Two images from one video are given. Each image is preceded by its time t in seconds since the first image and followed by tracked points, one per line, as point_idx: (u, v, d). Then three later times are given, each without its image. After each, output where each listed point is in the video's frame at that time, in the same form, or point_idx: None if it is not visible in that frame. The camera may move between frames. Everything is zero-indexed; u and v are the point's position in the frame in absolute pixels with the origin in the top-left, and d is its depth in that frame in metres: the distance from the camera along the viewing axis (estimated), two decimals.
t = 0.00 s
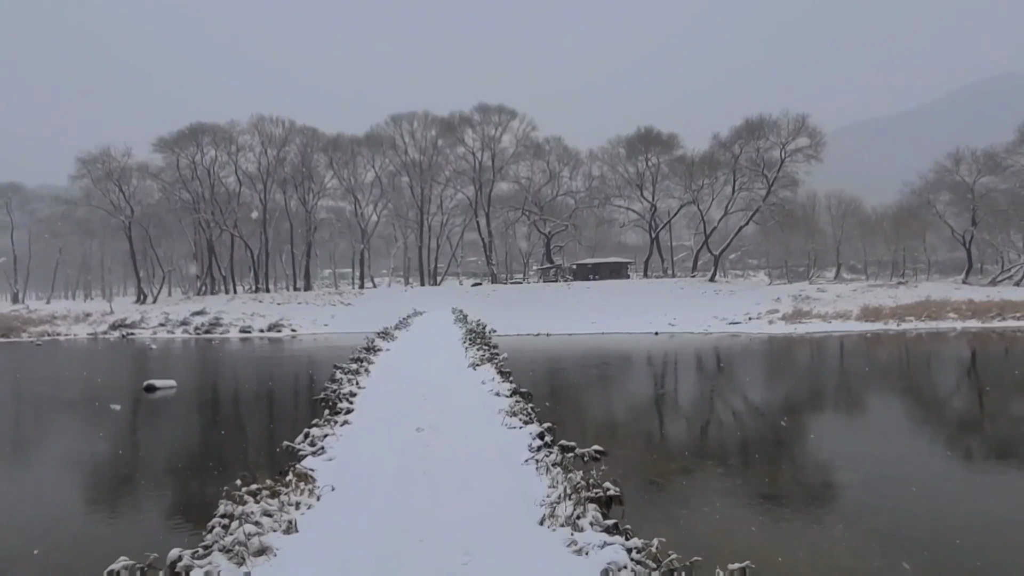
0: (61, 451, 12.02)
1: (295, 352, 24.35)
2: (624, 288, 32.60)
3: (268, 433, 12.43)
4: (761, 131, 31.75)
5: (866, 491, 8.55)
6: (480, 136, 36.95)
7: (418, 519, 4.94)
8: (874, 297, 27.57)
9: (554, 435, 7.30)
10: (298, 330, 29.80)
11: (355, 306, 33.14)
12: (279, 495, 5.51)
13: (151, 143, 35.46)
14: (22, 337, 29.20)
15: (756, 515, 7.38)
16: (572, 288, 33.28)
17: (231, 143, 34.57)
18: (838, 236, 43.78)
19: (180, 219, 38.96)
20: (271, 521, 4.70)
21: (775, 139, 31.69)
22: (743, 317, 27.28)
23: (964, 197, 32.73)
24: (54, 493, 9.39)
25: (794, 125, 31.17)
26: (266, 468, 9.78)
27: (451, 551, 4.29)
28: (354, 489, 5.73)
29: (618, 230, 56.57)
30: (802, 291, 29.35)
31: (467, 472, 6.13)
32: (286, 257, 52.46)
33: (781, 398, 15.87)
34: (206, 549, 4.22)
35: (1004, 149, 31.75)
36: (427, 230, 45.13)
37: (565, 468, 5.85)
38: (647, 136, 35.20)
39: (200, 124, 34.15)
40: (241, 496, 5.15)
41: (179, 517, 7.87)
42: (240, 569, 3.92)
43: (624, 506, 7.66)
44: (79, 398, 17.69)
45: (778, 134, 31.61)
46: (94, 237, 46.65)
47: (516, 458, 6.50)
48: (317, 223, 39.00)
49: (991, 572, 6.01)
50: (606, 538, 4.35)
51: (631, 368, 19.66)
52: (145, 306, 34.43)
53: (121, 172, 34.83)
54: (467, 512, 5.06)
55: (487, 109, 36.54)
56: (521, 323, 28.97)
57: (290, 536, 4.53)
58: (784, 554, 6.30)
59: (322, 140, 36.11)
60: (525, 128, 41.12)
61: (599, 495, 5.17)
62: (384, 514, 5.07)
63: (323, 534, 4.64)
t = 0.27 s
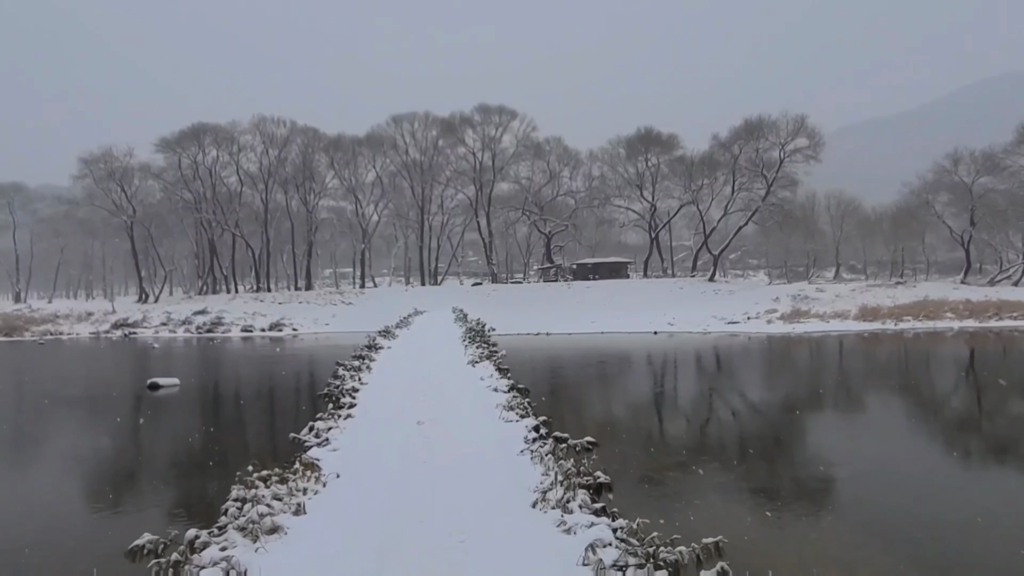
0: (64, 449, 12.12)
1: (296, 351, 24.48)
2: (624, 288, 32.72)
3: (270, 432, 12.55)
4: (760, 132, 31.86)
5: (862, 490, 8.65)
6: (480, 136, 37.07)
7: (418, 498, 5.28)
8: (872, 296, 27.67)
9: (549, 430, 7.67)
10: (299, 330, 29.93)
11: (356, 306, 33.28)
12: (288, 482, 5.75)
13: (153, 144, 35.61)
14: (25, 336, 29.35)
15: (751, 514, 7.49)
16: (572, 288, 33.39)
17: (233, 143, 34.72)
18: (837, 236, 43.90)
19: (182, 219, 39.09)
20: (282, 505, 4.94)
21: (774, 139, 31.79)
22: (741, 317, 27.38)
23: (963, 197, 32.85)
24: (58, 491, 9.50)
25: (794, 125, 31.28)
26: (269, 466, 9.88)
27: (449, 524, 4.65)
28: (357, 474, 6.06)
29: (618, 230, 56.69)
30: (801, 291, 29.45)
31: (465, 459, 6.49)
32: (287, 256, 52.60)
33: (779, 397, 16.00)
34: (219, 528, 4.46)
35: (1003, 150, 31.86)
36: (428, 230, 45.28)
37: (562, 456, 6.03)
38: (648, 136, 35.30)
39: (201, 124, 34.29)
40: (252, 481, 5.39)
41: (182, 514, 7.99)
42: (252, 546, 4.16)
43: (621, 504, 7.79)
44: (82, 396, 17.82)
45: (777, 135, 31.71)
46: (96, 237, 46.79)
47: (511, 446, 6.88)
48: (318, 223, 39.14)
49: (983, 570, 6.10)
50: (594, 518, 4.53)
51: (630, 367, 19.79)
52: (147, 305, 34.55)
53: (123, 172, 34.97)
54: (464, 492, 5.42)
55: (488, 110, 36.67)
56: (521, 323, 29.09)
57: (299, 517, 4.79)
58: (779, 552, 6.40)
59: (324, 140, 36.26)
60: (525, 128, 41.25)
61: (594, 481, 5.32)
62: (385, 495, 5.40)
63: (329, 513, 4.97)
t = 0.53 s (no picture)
0: (68, 448, 12.27)
1: (297, 351, 24.64)
2: (623, 288, 32.87)
3: (272, 431, 12.73)
4: (759, 133, 32.01)
5: (856, 489, 8.80)
6: (480, 137, 37.23)
7: (419, 484, 5.70)
8: (870, 297, 27.82)
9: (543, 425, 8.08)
10: (301, 330, 30.10)
11: (357, 306, 33.44)
12: (295, 471, 6.15)
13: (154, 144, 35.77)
14: (28, 335, 29.51)
15: (745, 512, 7.64)
16: (572, 288, 33.55)
17: (234, 144, 34.89)
18: (836, 236, 44.06)
19: (183, 219, 39.24)
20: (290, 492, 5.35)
21: (773, 140, 31.93)
22: (740, 317, 27.53)
23: (961, 198, 33.01)
24: (63, 489, 9.64)
25: (793, 126, 31.44)
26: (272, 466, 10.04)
27: (449, 507, 5.07)
28: (360, 463, 6.46)
29: (618, 230, 56.85)
30: (800, 292, 29.60)
31: (463, 449, 6.92)
32: (288, 256, 52.74)
33: (777, 397, 16.15)
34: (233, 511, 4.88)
35: (1001, 151, 32.02)
36: (429, 231, 45.43)
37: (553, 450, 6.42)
38: (647, 137, 35.45)
39: (203, 125, 34.45)
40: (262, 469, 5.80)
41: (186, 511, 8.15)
42: (264, 527, 4.57)
43: (618, 502, 7.95)
44: (86, 395, 17.99)
45: (776, 136, 31.85)
46: (97, 237, 46.94)
47: (506, 438, 7.32)
48: (319, 223, 39.29)
49: (970, 566, 6.26)
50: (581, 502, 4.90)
51: (629, 367, 19.93)
52: (148, 305, 34.69)
53: (125, 173, 35.13)
54: (462, 478, 5.86)
55: (488, 111, 36.85)
56: (521, 323, 29.23)
57: (306, 503, 5.19)
58: (771, 549, 6.55)
59: (325, 141, 36.42)
60: (525, 129, 41.40)
61: (584, 471, 5.69)
62: (388, 482, 5.81)
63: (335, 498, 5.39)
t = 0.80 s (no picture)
0: (71, 446, 12.40)
1: (298, 350, 24.80)
2: (623, 288, 33.02)
3: (272, 430, 12.86)
4: (759, 133, 32.14)
5: (853, 489, 8.91)
6: (481, 137, 37.39)
7: (420, 474, 6.13)
8: (869, 297, 27.94)
9: (538, 421, 8.50)
10: (302, 329, 30.28)
11: (358, 305, 33.61)
12: (304, 462, 6.56)
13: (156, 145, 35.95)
14: (31, 335, 29.68)
15: (743, 511, 7.74)
16: (572, 288, 33.69)
17: (236, 145, 35.07)
18: (836, 236, 44.19)
19: (185, 219, 39.41)
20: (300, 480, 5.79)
21: (773, 141, 32.06)
22: (739, 317, 27.65)
23: (960, 198, 33.13)
24: (66, 488, 9.77)
25: (792, 127, 31.57)
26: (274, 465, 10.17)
27: (448, 494, 5.50)
28: (365, 456, 6.87)
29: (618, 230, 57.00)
30: (799, 292, 29.73)
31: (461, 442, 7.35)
32: (289, 256, 52.89)
33: (777, 397, 16.25)
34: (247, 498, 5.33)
35: (999, 152, 32.17)
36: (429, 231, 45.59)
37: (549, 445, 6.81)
38: (647, 138, 35.60)
39: (205, 126, 34.62)
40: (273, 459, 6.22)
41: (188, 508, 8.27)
42: (275, 511, 5.02)
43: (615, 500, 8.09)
44: (89, 394, 18.16)
45: (775, 136, 31.97)
46: (100, 237, 47.12)
47: (502, 431, 7.76)
48: (320, 223, 39.44)
49: (959, 563, 6.40)
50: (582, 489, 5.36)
51: (628, 367, 20.08)
52: (151, 305, 34.84)
53: (127, 173, 35.30)
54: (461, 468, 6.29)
55: (488, 111, 37.03)
56: (521, 322, 29.38)
57: (315, 491, 5.62)
58: (769, 546, 6.66)
59: (326, 141, 36.58)
60: (526, 129, 41.57)
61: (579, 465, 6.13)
62: (391, 472, 6.22)
63: (342, 487, 5.79)
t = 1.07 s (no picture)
0: (74, 445, 12.53)
1: (300, 350, 24.95)
2: (623, 287, 33.16)
3: (273, 429, 13.00)
4: (758, 133, 32.29)
5: (847, 488, 9.04)
6: (482, 138, 37.55)
7: (422, 465, 6.52)
8: (867, 297, 28.09)
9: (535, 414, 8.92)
10: (304, 329, 30.46)
11: (359, 305, 33.77)
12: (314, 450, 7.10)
13: (158, 145, 36.10)
14: (34, 334, 29.85)
15: (737, 509, 7.87)
16: (572, 287, 33.84)
17: (238, 145, 35.22)
18: (836, 237, 44.34)
19: (187, 219, 39.54)
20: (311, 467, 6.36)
21: (772, 141, 32.20)
22: (738, 317, 27.79)
23: (959, 199, 33.29)
24: (70, 486, 9.89)
25: (791, 128, 31.72)
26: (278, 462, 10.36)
27: (450, 482, 5.96)
28: (370, 448, 7.27)
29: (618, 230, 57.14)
30: (797, 292, 29.89)
31: (462, 435, 7.73)
32: (290, 256, 53.05)
33: (774, 396, 16.38)
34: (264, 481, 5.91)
35: (997, 152, 32.33)
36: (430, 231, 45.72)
37: (544, 437, 7.23)
38: (647, 138, 35.76)
39: (207, 126, 34.76)
40: (286, 447, 6.79)
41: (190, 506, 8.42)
42: (289, 493, 5.60)
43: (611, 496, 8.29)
44: (91, 393, 18.29)
45: (774, 137, 32.10)
46: (101, 237, 47.25)
47: (501, 425, 8.14)
48: (321, 223, 39.59)
49: (950, 559, 6.53)
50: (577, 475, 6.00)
51: (628, 366, 20.21)
52: (153, 305, 34.99)
53: (130, 173, 35.46)
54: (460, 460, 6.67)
55: (489, 112, 37.19)
56: (521, 322, 29.52)
57: (326, 476, 6.18)
58: (763, 543, 6.79)
59: (327, 142, 36.72)
60: (526, 130, 41.72)
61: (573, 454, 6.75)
62: (394, 463, 6.62)
63: (352, 473, 6.29)
